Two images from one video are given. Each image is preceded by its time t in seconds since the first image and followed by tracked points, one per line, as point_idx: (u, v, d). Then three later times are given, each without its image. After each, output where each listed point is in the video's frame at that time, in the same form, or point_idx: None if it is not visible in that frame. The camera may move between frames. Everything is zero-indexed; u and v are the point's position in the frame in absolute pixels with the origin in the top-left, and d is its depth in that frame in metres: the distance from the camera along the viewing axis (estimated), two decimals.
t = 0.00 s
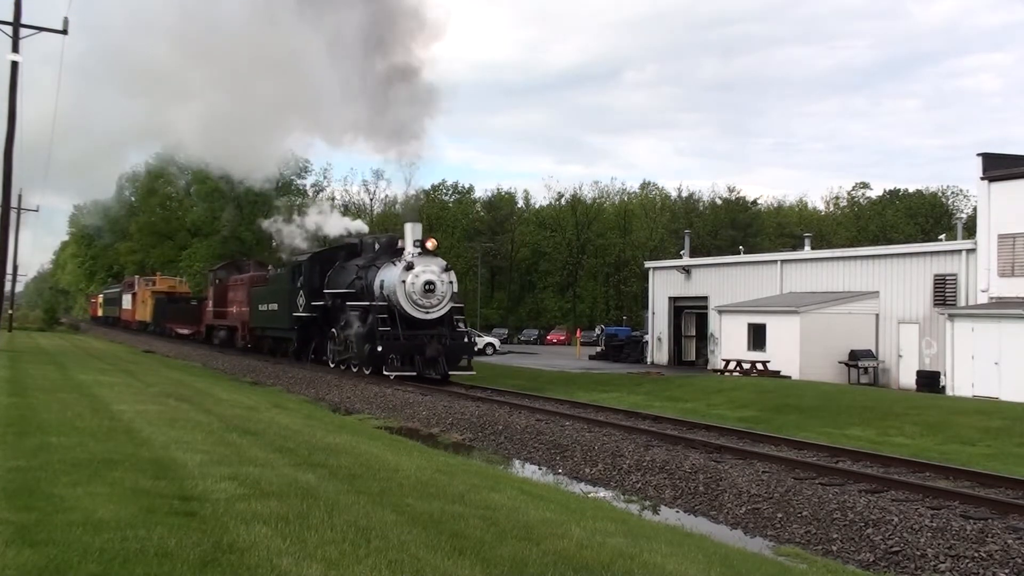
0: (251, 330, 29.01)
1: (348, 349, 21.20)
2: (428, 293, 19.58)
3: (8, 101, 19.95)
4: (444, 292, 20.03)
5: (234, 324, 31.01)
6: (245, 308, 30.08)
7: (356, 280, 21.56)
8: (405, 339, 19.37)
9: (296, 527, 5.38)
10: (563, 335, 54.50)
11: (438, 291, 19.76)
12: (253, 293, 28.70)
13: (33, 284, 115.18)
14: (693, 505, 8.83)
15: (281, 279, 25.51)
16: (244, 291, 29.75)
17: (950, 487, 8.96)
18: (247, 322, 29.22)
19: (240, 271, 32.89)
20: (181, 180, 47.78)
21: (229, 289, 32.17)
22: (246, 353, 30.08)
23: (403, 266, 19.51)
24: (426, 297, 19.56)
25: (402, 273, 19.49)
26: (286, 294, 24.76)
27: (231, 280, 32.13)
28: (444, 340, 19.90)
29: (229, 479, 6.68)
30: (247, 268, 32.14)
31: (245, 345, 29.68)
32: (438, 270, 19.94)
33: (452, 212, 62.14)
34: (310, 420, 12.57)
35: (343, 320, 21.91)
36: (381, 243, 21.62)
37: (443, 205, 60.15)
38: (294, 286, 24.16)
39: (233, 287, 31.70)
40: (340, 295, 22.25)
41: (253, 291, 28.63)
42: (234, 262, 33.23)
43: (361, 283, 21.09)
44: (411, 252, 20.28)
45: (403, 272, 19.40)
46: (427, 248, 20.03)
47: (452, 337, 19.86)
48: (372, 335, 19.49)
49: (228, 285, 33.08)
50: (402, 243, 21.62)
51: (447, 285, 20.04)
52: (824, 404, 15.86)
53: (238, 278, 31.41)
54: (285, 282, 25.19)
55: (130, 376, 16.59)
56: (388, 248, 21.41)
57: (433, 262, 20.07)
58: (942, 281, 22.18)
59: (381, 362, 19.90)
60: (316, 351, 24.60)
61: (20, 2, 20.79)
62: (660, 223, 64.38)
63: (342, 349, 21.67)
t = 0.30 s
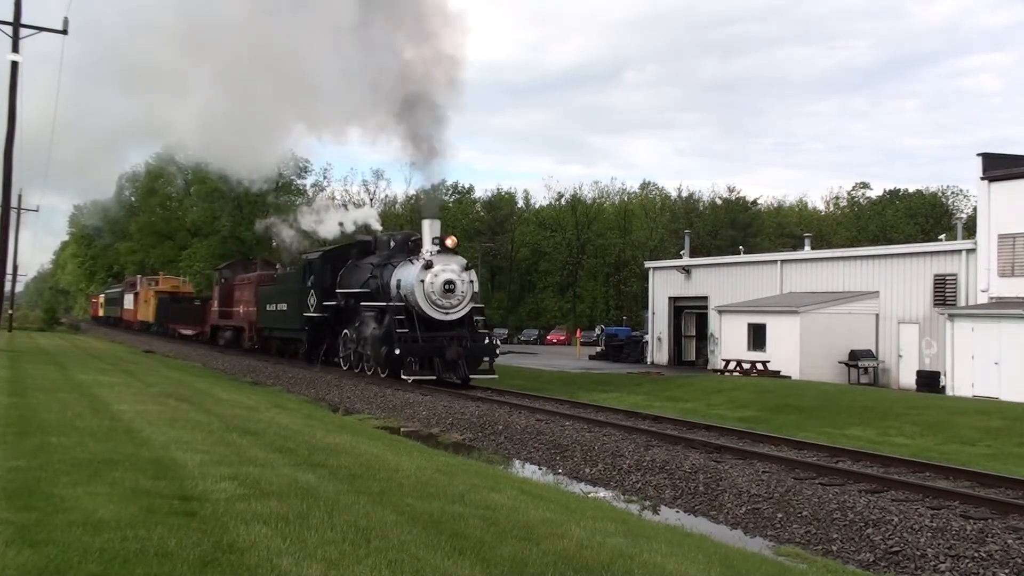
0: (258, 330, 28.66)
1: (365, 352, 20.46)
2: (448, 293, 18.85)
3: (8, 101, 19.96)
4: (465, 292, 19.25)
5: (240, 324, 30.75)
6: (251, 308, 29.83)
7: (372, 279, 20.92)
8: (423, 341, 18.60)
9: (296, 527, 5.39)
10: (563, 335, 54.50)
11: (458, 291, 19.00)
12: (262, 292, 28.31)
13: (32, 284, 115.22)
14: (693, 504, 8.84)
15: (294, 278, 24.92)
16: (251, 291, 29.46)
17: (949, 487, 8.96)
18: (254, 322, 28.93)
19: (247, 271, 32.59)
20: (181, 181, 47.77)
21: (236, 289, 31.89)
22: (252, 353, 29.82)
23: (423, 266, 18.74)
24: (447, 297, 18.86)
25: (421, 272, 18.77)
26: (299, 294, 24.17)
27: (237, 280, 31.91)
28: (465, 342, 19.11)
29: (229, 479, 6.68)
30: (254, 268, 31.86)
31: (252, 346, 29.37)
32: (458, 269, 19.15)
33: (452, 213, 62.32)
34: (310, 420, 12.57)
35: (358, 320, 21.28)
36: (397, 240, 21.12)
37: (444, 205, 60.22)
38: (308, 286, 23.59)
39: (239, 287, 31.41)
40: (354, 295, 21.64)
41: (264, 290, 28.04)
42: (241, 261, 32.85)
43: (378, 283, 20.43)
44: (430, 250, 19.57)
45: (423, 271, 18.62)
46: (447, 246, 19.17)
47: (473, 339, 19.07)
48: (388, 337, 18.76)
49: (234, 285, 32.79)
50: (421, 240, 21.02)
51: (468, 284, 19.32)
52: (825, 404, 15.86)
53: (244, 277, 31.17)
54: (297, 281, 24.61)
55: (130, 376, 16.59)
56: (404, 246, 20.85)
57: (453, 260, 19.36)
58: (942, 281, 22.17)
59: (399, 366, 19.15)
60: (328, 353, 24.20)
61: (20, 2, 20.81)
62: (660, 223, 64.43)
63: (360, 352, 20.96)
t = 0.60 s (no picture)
0: (267, 331, 28.33)
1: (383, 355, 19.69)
2: (470, 292, 18.09)
3: (8, 101, 19.96)
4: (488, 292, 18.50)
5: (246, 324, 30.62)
6: (259, 308, 29.54)
7: (389, 278, 20.18)
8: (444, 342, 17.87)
9: (296, 527, 5.38)
10: (563, 336, 54.47)
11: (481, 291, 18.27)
12: (270, 292, 27.90)
13: (32, 285, 115.07)
14: (693, 504, 8.84)
15: (304, 277, 24.28)
16: (259, 291, 29.09)
17: (949, 487, 8.96)
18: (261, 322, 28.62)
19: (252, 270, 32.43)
20: (181, 181, 47.77)
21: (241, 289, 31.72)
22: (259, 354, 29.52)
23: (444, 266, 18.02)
24: (469, 297, 18.11)
25: (442, 270, 18.02)
26: (310, 293, 23.57)
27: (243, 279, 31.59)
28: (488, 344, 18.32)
29: (229, 479, 6.67)
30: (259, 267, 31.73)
31: (259, 347, 29.06)
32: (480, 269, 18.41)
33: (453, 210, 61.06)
34: (310, 420, 12.57)
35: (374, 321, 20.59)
36: (414, 238, 20.40)
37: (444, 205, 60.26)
38: (319, 285, 22.93)
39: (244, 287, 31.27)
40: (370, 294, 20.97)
41: (272, 289, 27.46)
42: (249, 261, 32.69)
43: (395, 282, 19.69)
44: (450, 246, 18.81)
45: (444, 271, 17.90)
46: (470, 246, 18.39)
47: (497, 341, 18.29)
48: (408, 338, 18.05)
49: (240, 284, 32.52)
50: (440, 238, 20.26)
51: (491, 283, 18.56)
52: (825, 404, 15.85)
53: (251, 277, 30.83)
54: (308, 280, 23.96)
55: (130, 376, 16.59)
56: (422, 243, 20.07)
57: (475, 258, 18.62)
58: (942, 281, 22.16)
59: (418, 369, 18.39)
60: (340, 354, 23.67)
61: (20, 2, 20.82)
62: (660, 223, 64.51)
63: (377, 355, 20.21)
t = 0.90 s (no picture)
0: (274, 332, 27.92)
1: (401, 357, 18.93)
2: (495, 291, 17.46)
3: (8, 101, 19.98)
4: (513, 291, 17.85)
5: (252, 324, 30.27)
6: (265, 308, 29.16)
7: (406, 277, 19.40)
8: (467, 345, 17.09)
9: (296, 527, 5.38)
10: (563, 335, 54.46)
11: (505, 290, 17.61)
12: (278, 291, 27.41)
13: (32, 285, 115.31)
14: (693, 504, 8.84)
15: (315, 276, 23.59)
16: (266, 290, 28.68)
17: (949, 487, 8.97)
18: (269, 323, 28.23)
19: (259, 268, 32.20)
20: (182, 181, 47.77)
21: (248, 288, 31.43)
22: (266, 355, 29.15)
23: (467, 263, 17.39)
24: (493, 296, 17.47)
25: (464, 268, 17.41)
26: (322, 292, 22.89)
27: (249, 278, 31.25)
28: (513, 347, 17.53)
29: (229, 479, 6.67)
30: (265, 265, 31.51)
31: (267, 348, 28.64)
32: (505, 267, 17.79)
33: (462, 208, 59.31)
34: (310, 420, 12.57)
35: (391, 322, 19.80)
36: (434, 235, 19.56)
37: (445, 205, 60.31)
38: (332, 284, 22.23)
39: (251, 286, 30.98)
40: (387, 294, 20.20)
41: (282, 289, 26.80)
42: (255, 260, 32.47)
43: (413, 281, 18.92)
44: (474, 244, 18.16)
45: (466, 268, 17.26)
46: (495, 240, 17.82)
47: (521, 344, 17.50)
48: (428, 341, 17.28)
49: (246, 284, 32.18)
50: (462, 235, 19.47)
51: (515, 282, 17.92)
52: (825, 405, 15.85)
53: (258, 276, 30.42)
54: (319, 279, 23.31)
55: (129, 376, 16.60)
56: (441, 240, 19.29)
57: (499, 257, 18.01)
58: (942, 281, 22.16)
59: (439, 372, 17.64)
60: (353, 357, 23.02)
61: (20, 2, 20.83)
62: (660, 223, 64.62)
63: (393, 357, 19.47)
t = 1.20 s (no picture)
0: (283, 333, 27.52)
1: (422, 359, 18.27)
2: (521, 289, 16.79)
3: (8, 101, 20.00)
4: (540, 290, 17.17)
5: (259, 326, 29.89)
6: (273, 308, 28.82)
7: (427, 275, 18.70)
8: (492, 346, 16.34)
9: (296, 527, 5.38)
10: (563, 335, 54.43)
11: (532, 288, 16.94)
12: (287, 291, 27.06)
13: (31, 285, 115.43)
14: (693, 505, 8.84)
15: (330, 275, 23.20)
16: (275, 290, 28.31)
17: (948, 487, 8.97)
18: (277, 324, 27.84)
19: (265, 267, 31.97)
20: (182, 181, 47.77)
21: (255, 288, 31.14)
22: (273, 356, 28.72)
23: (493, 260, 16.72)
24: (520, 295, 16.80)
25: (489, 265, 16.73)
26: (337, 292, 22.52)
27: (256, 278, 30.94)
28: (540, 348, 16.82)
29: (229, 479, 6.68)
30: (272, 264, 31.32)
31: (275, 349, 28.21)
32: (532, 264, 17.11)
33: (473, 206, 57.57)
34: (310, 419, 12.57)
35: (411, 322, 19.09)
36: (456, 231, 18.85)
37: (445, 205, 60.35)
38: (348, 283, 21.83)
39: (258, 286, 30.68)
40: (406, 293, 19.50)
41: (294, 288, 26.41)
42: (262, 260, 32.23)
43: (434, 279, 18.31)
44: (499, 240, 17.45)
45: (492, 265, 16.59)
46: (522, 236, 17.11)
47: (548, 345, 16.75)
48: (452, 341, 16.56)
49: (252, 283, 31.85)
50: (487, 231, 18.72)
51: (543, 280, 17.24)
52: (825, 405, 15.84)
53: (265, 275, 30.05)
54: (334, 278, 22.86)
55: (129, 376, 16.59)
56: (464, 237, 18.58)
57: (527, 253, 17.31)
58: (942, 281, 22.16)
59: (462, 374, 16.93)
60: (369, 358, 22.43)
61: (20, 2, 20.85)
62: (660, 223, 64.61)
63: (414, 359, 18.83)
